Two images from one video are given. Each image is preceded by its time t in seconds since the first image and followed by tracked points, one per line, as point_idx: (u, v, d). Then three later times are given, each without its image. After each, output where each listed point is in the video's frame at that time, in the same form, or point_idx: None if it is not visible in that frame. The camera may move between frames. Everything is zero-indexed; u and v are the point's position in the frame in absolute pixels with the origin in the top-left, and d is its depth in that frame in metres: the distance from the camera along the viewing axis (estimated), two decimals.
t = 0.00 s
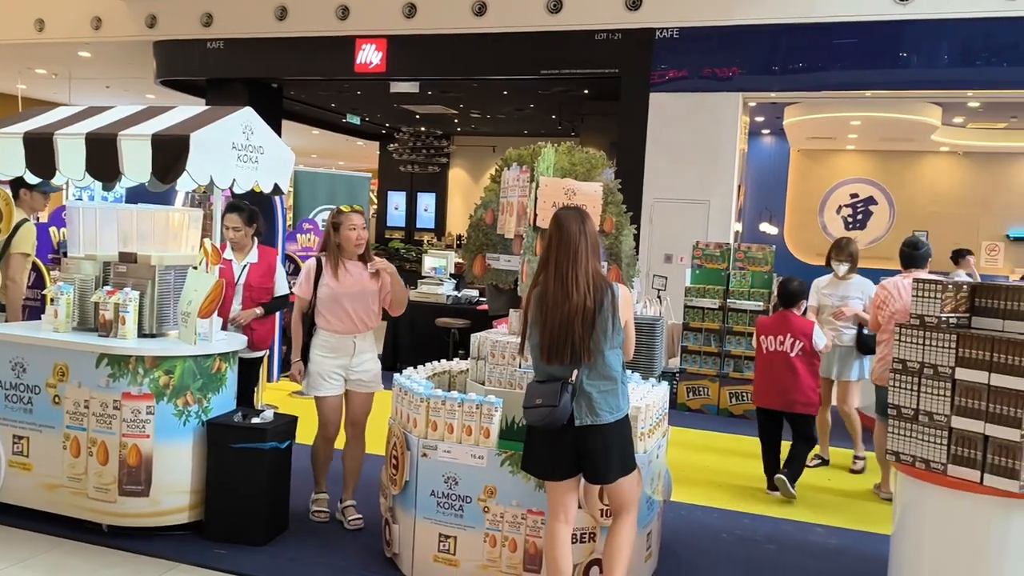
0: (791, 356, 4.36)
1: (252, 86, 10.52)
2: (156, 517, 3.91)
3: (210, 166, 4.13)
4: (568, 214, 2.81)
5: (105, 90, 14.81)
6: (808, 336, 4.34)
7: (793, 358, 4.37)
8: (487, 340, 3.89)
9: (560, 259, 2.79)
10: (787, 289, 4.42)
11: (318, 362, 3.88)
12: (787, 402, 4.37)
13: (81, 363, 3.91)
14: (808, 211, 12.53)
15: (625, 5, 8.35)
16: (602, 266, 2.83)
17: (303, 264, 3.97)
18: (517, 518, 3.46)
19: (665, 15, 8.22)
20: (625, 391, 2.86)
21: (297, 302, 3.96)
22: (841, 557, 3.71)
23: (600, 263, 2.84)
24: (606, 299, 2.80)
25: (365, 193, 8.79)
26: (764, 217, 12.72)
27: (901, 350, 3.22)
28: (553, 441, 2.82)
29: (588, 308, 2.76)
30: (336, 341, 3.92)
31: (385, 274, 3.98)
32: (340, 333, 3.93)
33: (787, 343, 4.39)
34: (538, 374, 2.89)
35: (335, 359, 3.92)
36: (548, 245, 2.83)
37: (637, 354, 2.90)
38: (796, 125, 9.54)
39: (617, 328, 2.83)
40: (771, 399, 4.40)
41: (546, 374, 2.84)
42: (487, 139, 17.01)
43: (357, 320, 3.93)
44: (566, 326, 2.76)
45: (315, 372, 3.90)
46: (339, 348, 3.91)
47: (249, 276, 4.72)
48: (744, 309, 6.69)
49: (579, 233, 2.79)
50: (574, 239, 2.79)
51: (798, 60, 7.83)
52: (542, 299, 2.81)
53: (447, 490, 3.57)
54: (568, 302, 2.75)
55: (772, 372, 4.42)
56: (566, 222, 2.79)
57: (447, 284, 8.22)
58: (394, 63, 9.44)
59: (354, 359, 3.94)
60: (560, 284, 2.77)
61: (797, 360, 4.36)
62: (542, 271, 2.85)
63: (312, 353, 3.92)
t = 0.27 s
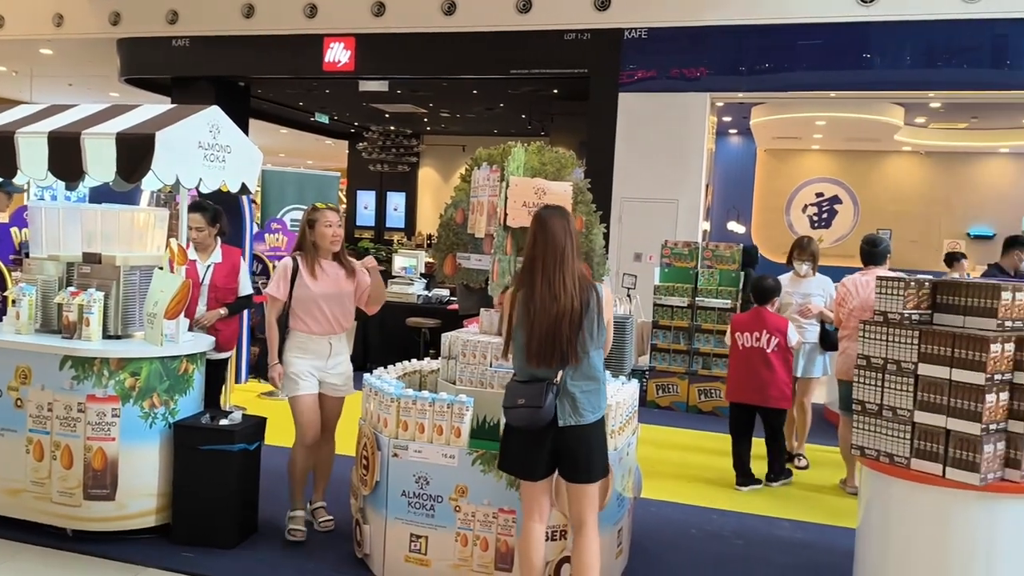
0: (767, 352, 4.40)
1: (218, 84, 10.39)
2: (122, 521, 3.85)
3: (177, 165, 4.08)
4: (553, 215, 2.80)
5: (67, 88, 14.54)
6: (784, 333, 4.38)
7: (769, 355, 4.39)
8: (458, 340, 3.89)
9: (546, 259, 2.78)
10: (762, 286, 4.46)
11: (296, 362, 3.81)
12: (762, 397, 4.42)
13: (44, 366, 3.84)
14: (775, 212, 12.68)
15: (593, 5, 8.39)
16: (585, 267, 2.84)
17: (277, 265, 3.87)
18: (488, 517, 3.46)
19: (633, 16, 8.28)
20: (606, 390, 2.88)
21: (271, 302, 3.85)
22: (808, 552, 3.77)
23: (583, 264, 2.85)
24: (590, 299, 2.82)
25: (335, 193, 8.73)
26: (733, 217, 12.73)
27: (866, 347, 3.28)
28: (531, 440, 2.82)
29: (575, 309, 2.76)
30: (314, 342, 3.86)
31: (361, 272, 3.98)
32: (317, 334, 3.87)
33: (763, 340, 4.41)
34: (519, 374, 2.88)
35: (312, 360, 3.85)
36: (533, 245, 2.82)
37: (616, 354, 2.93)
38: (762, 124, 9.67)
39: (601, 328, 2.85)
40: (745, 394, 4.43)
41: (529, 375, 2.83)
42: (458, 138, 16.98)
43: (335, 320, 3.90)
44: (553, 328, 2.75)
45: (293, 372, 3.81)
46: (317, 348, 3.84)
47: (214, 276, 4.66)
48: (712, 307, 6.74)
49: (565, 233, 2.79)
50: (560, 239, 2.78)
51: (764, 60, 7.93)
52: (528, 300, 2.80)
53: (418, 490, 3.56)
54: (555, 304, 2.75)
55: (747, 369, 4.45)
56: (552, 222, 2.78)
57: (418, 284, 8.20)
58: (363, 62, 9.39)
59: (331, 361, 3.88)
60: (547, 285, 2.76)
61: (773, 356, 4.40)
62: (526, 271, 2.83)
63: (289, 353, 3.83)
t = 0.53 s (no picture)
0: (750, 350, 4.42)
1: (190, 84, 10.28)
2: (93, 526, 3.79)
3: (148, 165, 4.03)
4: (547, 214, 2.77)
5: (34, 88, 14.29)
6: (767, 331, 4.41)
7: (753, 353, 4.41)
8: (433, 340, 3.88)
9: (538, 259, 2.75)
10: (748, 285, 4.46)
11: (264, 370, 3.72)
12: (744, 394, 4.42)
13: (12, 369, 3.77)
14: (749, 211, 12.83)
15: (567, 6, 8.41)
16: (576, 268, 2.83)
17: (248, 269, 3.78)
18: (465, 517, 3.46)
19: (607, 16, 8.31)
20: (590, 393, 2.87)
21: (241, 306, 3.72)
22: (782, 548, 3.81)
23: (574, 266, 2.84)
24: (579, 302, 2.81)
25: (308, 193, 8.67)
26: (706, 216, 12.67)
27: (836, 344, 3.34)
28: (511, 440, 2.82)
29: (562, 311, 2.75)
30: (283, 350, 3.78)
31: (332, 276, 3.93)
32: (288, 341, 3.80)
33: (747, 337, 4.44)
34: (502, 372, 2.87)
35: (280, 369, 3.77)
36: (525, 244, 2.79)
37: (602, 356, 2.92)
38: (735, 125, 9.76)
39: (587, 330, 2.84)
40: (728, 392, 4.44)
41: (513, 374, 2.82)
42: (433, 138, 16.94)
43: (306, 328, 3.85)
44: (539, 329, 2.75)
45: (260, 381, 3.71)
46: (287, 357, 3.77)
47: (180, 276, 4.63)
48: (686, 306, 6.80)
49: (559, 235, 2.76)
50: (554, 240, 2.76)
51: (737, 61, 8.00)
52: (517, 298, 2.78)
53: (394, 491, 3.55)
54: (543, 305, 2.74)
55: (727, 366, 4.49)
56: (547, 222, 2.74)
57: (393, 285, 8.17)
58: (337, 62, 9.34)
59: (300, 371, 3.82)
60: (538, 285, 2.74)
61: (756, 353, 4.42)
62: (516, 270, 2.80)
63: (257, 360, 3.73)
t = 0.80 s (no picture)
0: (737, 349, 4.43)
1: (169, 86, 10.19)
2: (71, 533, 3.74)
3: (125, 167, 3.99)
4: (546, 216, 2.74)
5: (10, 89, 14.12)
6: (752, 330, 4.41)
7: (738, 351, 4.43)
8: (415, 342, 3.87)
9: (537, 261, 2.72)
10: (734, 286, 4.47)
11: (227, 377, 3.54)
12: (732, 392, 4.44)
13: None
14: (729, 212, 13.01)
15: (548, 8, 8.43)
16: (574, 269, 2.80)
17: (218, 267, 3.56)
18: (447, 519, 3.46)
19: (588, 19, 8.34)
20: (586, 397, 2.86)
21: (208, 306, 3.50)
22: (764, 547, 3.83)
23: (573, 267, 2.81)
24: (577, 304, 2.79)
25: (289, 195, 8.62)
26: (687, 218, 13.18)
27: (816, 344, 3.36)
28: (503, 442, 2.81)
29: (560, 313, 2.73)
30: (248, 358, 3.59)
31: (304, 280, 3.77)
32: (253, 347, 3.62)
33: (733, 337, 4.45)
34: (498, 374, 2.86)
35: (244, 377, 3.59)
36: (524, 246, 2.76)
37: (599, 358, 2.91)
38: (715, 127, 9.83)
39: (584, 332, 2.83)
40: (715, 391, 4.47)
41: (509, 376, 2.81)
42: (414, 140, 16.91)
43: (275, 332, 3.66)
44: (538, 331, 2.73)
45: (222, 390, 3.53)
46: (252, 365, 3.58)
47: (155, 279, 4.58)
48: (667, 307, 6.84)
49: (558, 237, 2.73)
50: (553, 242, 2.72)
51: (717, 63, 8.05)
52: (514, 300, 2.75)
53: (377, 494, 3.54)
54: (542, 307, 2.71)
55: (712, 364, 4.52)
56: (547, 224, 2.71)
57: (375, 287, 8.14)
58: (318, 63, 9.30)
59: (265, 380, 3.63)
60: (536, 288, 2.71)
61: (743, 352, 4.42)
62: (515, 272, 2.78)
63: (220, 367, 3.54)
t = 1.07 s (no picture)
0: (713, 348, 4.45)
1: (145, 86, 10.10)
2: (46, 537, 3.70)
3: (101, 168, 3.95)
4: (540, 215, 2.73)
5: None
6: (728, 330, 4.43)
7: (715, 349, 4.46)
8: (395, 344, 3.86)
9: (534, 260, 2.70)
10: (708, 285, 4.50)
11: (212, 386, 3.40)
12: (710, 390, 4.47)
13: None
14: (709, 213, 13.02)
15: (528, 9, 8.45)
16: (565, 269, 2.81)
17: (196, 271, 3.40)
18: (427, 520, 3.46)
19: (567, 20, 8.37)
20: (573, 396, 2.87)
21: (190, 311, 3.34)
22: (742, 546, 3.86)
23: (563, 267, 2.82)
24: (570, 303, 2.79)
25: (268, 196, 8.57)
26: (667, 218, 13.16)
27: (793, 344, 3.40)
28: (496, 444, 2.76)
29: (558, 312, 2.73)
30: (229, 365, 3.46)
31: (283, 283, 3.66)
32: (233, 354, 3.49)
33: (710, 335, 4.46)
34: (488, 375, 2.79)
35: (226, 385, 3.46)
36: (518, 245, 2.73)
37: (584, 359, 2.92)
38: (694, 128, 9.89)
39: (575, 332, 2.83)
40: (694, 390, 4.51)
41: (504, 377, 2.76)
42: (393, 141, 16.87)
43: (256, 337, 3.54)
44: (536, 330, 2.70)
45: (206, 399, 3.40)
46: (233, 372, 3.46)
47: (141, 281, 4.46)
48: (647, 307, 6.87)
49: (553, 238, 2.73)
50: (548, 243, 2.73)
51: (696, 65, 8.11)
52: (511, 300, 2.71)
53: (356, 495, 3.53)
54: (541, 306, 2.69)
55: (692, 364, 4.54)
56: (543, 224, 2.71)
57: (354, 289, 8.11)
58: (296, 64, 9.26)
59: (247, 386, 3.50)
60: (534, 287, 2.69)
61: (719, 351, 4.45)
62: (509, 271, 2.74)
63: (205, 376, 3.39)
